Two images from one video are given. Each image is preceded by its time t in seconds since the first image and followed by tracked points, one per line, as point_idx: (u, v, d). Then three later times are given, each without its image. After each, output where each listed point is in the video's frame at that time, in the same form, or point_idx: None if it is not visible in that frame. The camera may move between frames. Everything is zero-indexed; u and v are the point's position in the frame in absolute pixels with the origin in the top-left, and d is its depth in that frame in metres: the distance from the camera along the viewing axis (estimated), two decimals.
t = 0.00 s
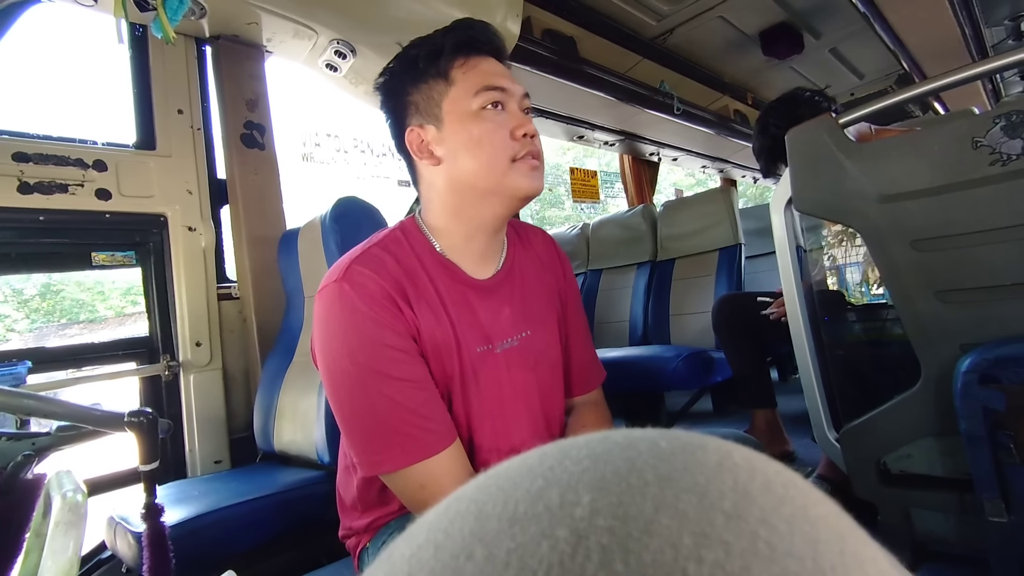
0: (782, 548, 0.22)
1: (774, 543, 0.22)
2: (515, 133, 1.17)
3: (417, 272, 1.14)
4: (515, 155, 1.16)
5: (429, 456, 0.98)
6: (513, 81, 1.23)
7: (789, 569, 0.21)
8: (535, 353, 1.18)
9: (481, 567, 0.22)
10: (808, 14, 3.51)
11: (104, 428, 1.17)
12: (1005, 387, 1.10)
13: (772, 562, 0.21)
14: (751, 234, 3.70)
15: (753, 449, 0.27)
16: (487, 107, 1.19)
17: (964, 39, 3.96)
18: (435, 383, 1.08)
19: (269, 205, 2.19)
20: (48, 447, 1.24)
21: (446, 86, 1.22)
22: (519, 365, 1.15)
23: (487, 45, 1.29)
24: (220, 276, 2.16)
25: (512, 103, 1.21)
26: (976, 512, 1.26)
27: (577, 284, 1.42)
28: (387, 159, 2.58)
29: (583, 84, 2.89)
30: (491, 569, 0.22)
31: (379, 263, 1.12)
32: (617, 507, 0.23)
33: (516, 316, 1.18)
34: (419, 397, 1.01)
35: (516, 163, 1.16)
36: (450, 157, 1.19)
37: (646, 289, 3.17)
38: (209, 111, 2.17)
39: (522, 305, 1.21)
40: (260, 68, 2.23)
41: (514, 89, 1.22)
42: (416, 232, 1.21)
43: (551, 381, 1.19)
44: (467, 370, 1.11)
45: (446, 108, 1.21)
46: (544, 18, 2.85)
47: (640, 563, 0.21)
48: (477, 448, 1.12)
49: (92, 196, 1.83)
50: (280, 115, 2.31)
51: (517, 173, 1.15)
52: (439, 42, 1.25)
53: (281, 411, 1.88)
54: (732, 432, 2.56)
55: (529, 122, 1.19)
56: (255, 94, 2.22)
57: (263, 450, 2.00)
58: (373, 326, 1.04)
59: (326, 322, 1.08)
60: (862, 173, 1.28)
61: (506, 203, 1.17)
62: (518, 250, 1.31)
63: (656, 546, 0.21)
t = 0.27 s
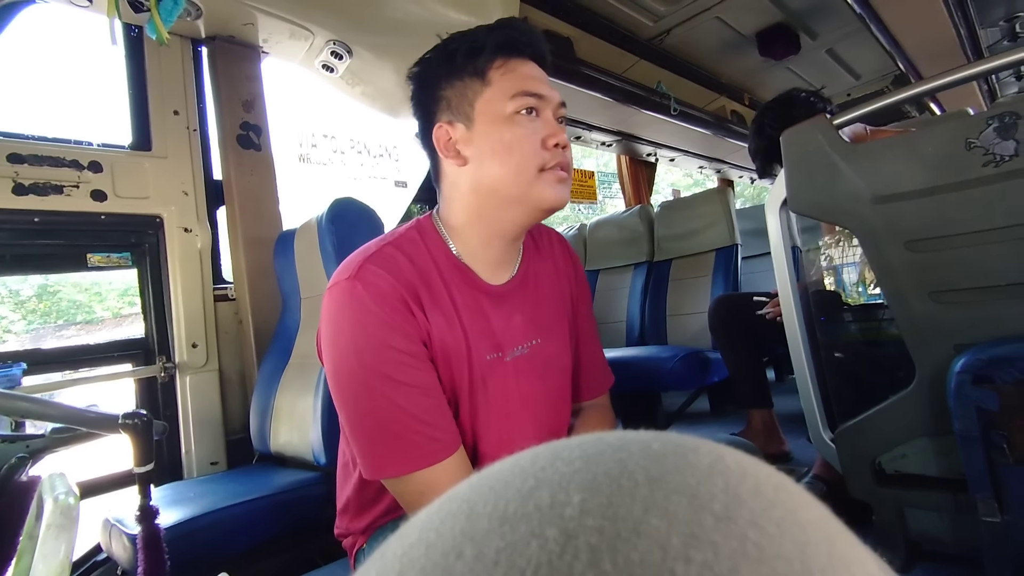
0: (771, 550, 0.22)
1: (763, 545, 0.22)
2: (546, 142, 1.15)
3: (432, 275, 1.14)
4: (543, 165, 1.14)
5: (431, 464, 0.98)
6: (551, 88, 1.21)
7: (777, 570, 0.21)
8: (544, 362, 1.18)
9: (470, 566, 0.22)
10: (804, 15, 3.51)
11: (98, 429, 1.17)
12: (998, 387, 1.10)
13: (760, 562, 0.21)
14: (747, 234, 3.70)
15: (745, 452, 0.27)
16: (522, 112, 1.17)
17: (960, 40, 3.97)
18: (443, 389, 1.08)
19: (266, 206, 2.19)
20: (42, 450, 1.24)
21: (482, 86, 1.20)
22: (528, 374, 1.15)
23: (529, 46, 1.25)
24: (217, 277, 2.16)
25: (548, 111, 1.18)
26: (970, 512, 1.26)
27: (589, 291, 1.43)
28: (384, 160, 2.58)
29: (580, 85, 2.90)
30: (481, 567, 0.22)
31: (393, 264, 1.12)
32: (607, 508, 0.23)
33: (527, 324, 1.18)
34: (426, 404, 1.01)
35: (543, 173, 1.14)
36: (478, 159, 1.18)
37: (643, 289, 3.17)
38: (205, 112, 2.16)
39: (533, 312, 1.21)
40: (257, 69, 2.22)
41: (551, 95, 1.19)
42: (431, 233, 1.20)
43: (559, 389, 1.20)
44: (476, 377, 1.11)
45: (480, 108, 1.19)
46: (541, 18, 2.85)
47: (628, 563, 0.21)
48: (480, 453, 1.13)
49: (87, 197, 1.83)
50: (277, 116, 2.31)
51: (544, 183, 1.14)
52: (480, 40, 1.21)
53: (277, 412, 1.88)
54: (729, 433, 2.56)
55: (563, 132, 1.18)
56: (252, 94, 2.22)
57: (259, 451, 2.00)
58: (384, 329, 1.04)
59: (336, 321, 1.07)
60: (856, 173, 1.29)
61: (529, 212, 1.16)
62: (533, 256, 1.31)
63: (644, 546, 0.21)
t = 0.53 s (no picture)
0: (766, 550, 0.22)
1: (759, 546, 0.22)
2: (558, 150, 1.15)
3: (435, 277, 1.14)
4: (553, 173, 1.15)
5: (431, 468, 0.98)
6: (565, 94, 1.21)
7: (772, 570, 0.21)
8: (545, 367, 1.19)
9: (468, 565, 0.22)
10: (799, 17, 3.52)
11: (92, 431, 1.16)
12: (990, 387, 1.11)
13: (756, 563, 0.21)
14: (743, 235, 3.71)
15: (741, 454, 0.27)
16: (534, 118, 1.16)
17: (953, 42, 3.99)
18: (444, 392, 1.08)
19: (261, 207, 2.19)
20: (35, 451, 1.22)
21: (496, 89, 1.19)
22: (528, 378, 1.16)
23: (545, 50, 1.24)
24: (212, 277, 2.15)
25: (561, 117, 1.18)
26: (963, 512, 1.27)
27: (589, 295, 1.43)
28: (380, 161, 2.62)
29: (576, 86, 2.90)
30: (479, 566, 0.22)
31: (398, 266, 1.11)
32: (605, 507, 0.23)
33: (529, 328, 1.19)
34: (428, 408, 1.01)
35: (552, 181, 1.15)
36: (489, 164, 1.18)
37: (639, 290, 3.17)
38: (200, 113, 2.16)
39: (535, 316, 1.22)
40: (252, 70, 2.22)
41: (565, 101, 1.19)
42: (435, 235, 1.20)
43: (558, 394, 1.20)
44: (478, 381, 1.11)
45: (492, 111, 1.19)
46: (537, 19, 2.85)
47: (626, 561, 0.21)
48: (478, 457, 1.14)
49: (81, 197, 1.82)
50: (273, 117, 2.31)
51: (552, 191, 1.15)
52: (496, 43, 1.21)
53: (272, 413, 1.87)
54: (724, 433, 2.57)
55: (575, 139, 1.18)
56: (247, 95, 2.21)
57: (254, 452, 1.99)
58: (388, 331, 1.03)
59: (338, 322, 1.06)
60: (849, 175, 1.29)
61: (536, 219, 1.16)
62: (535, 260, 1.32)
63: (641, 546, 0.22)
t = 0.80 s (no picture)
0: (765, 546, 0.22)
1: (757, 541, 0.22)
2: (531, 141, 1.15)
3: (423, 275, 1.14)
4: (528, 164, 1.14)
5: (424, 464, 0.98)
6: (537, 87, 1.20)
7: (771, 567, 0.22)
8: (536, 361, 1.18)
9: (469, 562, 0.22)
10: (795, 17, 3.53)
11: (87, 431, 1.16)
12: (984, 386, 1.12)
13: (755, 559, 0.22)
14: (740, 235, 3.72)
15: (739, 451, 0.28)
16: (506, 112, 1.16)
17: (949, 43, 4.01)
18: (435, 389, 1.08)
19: (257, 206, 2.18)
20: (30, 452, 1.22)
21: (468, 86, 1.20)
22: (520, 373, 1.15)
23: (516, 46, 1.25)
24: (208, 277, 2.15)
25: (534, 110, 1.18)
26: (958, 510, 1.28)
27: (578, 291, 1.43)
28: (377, 161, 2.59)
29: (573, 86, 2.90)
30: (480, 563, 0.22)
31: (385, 265, 1.11)
32: (604, 504, 0.23)
33: (518, 323, 1.19)
34: (419, 404, 1.01)
35: (528, 172, 1.14)
36: (465, 160, 1.18)
37: (636, 290, 3.17)
38: (196, 112, 2.15)
39: (524, 312, 1.21)
40: (248, 69, 2.21)
41: (537, 94, 1.19)
42: (421, 234, 1.20)
43: (551, 388, 1.20)
44: (468, 377, 1.11)
45: (465, 108, 1.19)
46: (535, 19, 2.86)
47: (625, 557, 0.21)
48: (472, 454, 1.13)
49: (77, 197, 1.81)
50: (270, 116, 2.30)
51: (529, 183, 1.14)
52: (466, 42, 1.22)
53: (269, 412, 1.87)
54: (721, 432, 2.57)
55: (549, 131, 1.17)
56: (243, 94, 2.21)
57: (250, 452, 1.98)
58: (376, 329, 1.03)
59: (327, 323, 1.06)
60: (845, 175, 1.30)
61: (515, 212, 1.16)
62: (523, 256, 1.31)
63: (640, 541, 0.22)
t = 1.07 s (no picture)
0: (780, 547, 0.22)
1: (771, 543, 0.22)
2: (487, 133, 1.14)
3: (400, 273, 1.13)
4: (486, 156, 1.13)
5: (411, 456, 0.96)
6: (490, 83, 1.21)
7: (786, 568, 0.21)
8: (521, 353, 1.16)
9: (483, 565, 0.22)
10: (792, 19, 3.55)
11: (83, 431, 1.15)
12: (980, 387, 1.12)
13: (770, 561, 0.21)
14: (736, 236, 3.73)
15: (746, 451, 0.28)
16: (460, 107, 1.17)
17: (944, 46, 4.03)
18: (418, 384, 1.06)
19: (254, 205, 2.17)
20: (24, 451, 1.21)
21: (422, 89, 1.21)
22: (505, 365, 1.13)
23: (467, 49, 1.26)
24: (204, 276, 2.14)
25: (488, 104, 1.18)
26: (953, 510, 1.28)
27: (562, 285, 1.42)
28: (374, 159, 2.59)
29: (571, 86, 2.90)
30: (494, 566, 0.22)
31: (362, 265, 1.11)
32: (618, 507, 0.23)
33: (500, 316, 1.16)
34: (401, 398, 1.00)
35: (487, 163, 1.13)
36: (425, 158, 1.17)
37: (633, 290, 3.17)
38: (192, 110, 2.14)
39: (506, 304, 1.19)
40: (245, 67, 2.20)
41: (490, 90, 1.19)
42: (398, 233, 1.19)
43: (538, 380, 1.18)
44: (450, 371, 1.09)
45: (421, 109, 1.19)
46: (533, 20, 2.86)
47: (641, 560, 0.21)
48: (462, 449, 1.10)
49: (72, 195, 1.80)
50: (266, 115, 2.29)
51: (489, 173, 1.12)
52: (416, 48, 1.23)
53: (265, 412, 1.86)
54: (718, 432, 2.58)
55: (505, 121, 1.16)
56: (240, 92, 2.20)
57: (246, 452, 1.97)
58: (356, 326, 1.03)
59: (309, 325, 1.06)
60: (843, 177, 1.30)
61: (480, 204, 1.14)
62: (502, 252, 1.30)
63: (656, 543, 0.21)
